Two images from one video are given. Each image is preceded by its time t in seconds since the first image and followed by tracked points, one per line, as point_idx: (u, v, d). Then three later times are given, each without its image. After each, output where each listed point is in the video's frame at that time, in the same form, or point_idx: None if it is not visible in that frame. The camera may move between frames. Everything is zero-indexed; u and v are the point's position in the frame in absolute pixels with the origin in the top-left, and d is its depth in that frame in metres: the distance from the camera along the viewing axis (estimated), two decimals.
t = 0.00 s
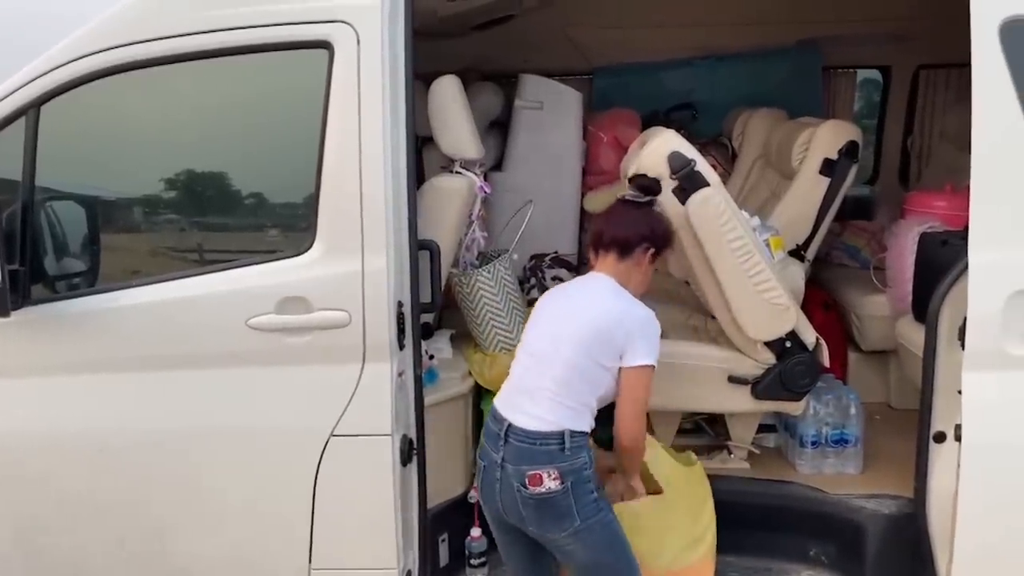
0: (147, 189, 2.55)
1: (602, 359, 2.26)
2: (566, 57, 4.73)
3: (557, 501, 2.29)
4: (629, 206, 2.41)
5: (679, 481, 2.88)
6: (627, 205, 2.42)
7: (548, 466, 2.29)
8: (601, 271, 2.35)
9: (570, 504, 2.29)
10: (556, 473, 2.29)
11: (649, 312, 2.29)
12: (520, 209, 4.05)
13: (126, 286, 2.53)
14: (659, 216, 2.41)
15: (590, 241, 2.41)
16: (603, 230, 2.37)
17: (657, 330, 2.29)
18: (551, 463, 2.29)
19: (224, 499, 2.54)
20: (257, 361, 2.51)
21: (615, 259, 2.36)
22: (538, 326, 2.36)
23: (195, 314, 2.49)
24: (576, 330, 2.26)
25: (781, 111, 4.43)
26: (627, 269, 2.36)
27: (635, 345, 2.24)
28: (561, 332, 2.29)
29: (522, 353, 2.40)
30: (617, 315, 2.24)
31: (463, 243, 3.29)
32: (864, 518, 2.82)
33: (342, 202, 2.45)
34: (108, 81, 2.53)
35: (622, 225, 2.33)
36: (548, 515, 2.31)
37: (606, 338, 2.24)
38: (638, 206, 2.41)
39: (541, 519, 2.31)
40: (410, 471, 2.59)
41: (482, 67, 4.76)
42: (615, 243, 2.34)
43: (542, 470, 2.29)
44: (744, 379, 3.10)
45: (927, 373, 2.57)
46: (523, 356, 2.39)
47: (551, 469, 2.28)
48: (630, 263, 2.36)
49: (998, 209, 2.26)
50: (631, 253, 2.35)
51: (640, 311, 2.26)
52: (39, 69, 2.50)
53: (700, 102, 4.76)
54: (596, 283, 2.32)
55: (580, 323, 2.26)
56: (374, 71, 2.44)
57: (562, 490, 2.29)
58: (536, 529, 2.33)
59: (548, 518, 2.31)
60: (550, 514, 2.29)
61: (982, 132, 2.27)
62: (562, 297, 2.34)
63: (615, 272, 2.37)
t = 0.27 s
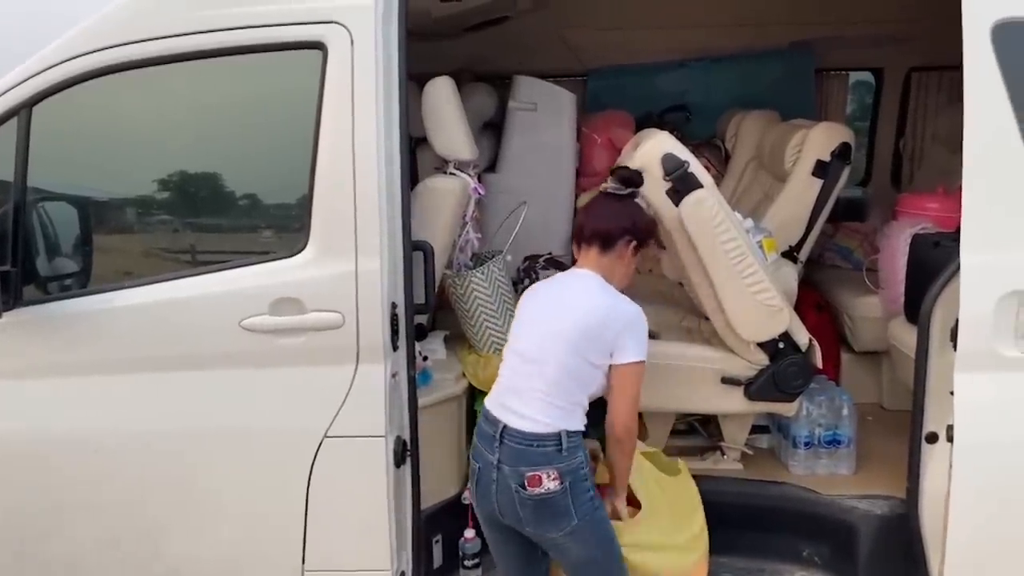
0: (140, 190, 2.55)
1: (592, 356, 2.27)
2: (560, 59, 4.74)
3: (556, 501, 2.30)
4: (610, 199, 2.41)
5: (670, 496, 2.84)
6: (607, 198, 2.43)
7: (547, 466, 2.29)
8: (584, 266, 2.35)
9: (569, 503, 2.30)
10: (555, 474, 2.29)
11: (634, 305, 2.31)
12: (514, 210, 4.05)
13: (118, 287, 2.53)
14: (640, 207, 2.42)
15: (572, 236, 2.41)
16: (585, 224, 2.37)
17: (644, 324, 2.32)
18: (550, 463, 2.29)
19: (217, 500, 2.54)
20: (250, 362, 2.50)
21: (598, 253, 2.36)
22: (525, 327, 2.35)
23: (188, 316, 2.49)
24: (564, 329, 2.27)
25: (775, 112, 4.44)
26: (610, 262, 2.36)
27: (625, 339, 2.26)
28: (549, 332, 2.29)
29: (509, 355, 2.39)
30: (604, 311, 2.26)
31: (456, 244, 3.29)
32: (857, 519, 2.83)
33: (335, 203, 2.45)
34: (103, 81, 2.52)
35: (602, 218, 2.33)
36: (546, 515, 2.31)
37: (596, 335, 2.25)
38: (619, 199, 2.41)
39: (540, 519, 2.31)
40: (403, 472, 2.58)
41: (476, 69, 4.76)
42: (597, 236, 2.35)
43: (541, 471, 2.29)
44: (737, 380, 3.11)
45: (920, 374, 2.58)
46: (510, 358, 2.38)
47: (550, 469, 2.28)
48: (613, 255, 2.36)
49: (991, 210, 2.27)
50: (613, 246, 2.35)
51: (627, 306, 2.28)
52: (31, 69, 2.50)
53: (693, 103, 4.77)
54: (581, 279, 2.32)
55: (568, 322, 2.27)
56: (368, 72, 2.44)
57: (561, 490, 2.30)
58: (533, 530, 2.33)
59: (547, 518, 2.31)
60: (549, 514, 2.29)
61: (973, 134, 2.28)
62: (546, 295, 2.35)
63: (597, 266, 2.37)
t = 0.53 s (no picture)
0: (133, 191, 2.55)
1: (598, 354, 2.32)
2: (553, 61, 4.75)
3: (565, 497, 2.35)
4: (608, 196, 2.45)
5: (672, 499, 2.86)
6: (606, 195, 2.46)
7: (558, 463, 2.34)
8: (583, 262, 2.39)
9: (577, 499, 2.35)
10: (566, 470, 2.34)
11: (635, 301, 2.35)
12: (508, 211, 4.05)
13: (111, 289, 2.52)
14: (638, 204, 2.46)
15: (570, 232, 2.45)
16: (583, 220, 2.41)
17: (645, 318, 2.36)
18: (561, 459, 2.34)
19: (210, 502, 2.53)
20: (243, 364, 2.50)
21: (596, 250, 2.39)
22: (528, 327, 2.39)
23: (181, 318, 2.48)
24: (569, 330, 2.31)
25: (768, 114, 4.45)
26: (608, 259, 2.40)
27: (629, 336, 2.30)
28: (553, 333, 2.32)
29: (512, 356, 2.42)
30: (607, 310, 2.30)
31: (451, 246, 3.30)
32: (850, 520, 2.84)
33: (329, 205, 2.45)
34: (96, 82, 2.52)
35: (600, 216, 2.37)
36: (554, 511, 2.36)
37: (600, 334, 2.29)
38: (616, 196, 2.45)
39: (548, 514, 2.36)
40: (396, 473, 2.58)
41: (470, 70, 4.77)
42: (596, 233, 2.38)
43: (552, 467, 2.34)
44: (730, 381, 3.12)
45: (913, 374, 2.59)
46: (515, 359, 2.42)
47: (560, 465, 2.33)
48: (610, 252, 2.39)
49: (983, 212, 2.28)
50: (611, 243, 2.39)
51: (628, 303, 2.32)
52: (23, 69, 2.48)
53: (686, 105, 4.75)
54: (580, 279, 2.36)
55: (572, 322, 2.30)
56: (362, 73, 2.44)
57: (571, 485, 2.35)
58: (539, 526, 2.38)
59: (555, 513, 2.36)
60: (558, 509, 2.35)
61: (966, 136, 2.29)
62: (547, 296, 2.38)
63: (595, 262, 2.40)
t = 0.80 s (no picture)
0: (127, 193, 2.55)
1: (606, 357, 2.36)
2: (549, 63, 4.75)
3: (572, 497, 2.37)
4: (615, 201, 2.50)
5: (671, 501, 2.87)
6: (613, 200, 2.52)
7: (566, 464, 2.36)
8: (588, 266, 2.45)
9: (584, 499, 2.38)
10: (574, 470, 2.36)
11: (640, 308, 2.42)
12: (503, 213, 4.05)
13: (106, 291, 2.52)
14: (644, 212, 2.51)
15: (576, 234, 2.50)
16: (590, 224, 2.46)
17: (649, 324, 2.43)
18: (569, 460, 2.36)
19: (204, 504, 2.53)
20: (238, 366, 2.50)
21: (600, 254, 2.45)
22: (535, 329, 2.40)
23: (177, 320, 2.47)
24: (580, 333, 2.33)
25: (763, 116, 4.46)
26: (612, 263, 2.46)
27: (637, 341, 2.36)
28: (563, 335, 2.35)
29: (517, 358, 2.43)
30: (617, 315, 2.34)
31: (446, 248, 3.30)
32: (845, 521, 2.84)
33: (324, 207, 2.44)
34: (91, 83, 2.51)
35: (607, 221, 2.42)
36: (561, 511, 2.37)
37: (611, 338, 2.34)
38: (623, 203, 2.50)
39: (555, 515, 2.37)
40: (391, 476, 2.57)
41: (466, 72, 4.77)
42: (602, 238, 2.44)
43: (561, 468, 2.35)
44: (726, 383, 3.13)
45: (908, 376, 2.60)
46: (520, 360, 2.42)
47: (568, 466, 2.35)
48: (615, 257, 2.45)
49: (977, 215, 2.28)
50: (616, 248, 2.44)
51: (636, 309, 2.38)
52: (19, 69, 2.47)
53: (681, 108, 4.75)
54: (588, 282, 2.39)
55: (582, 326, 2.33)
56: (357, 75, 2.43)
57: (578, 486, 2.37)
58: (544, 527, 2.39)
59: (562, 514, 2.37)
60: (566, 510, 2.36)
61: (960, 138, 2.29)
62: (555, 299, 2.40)
63: (599, 266, 2.46)
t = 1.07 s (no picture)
0: (123, 194, 2.54)
1: (610, 359, 2.40)
2: (545, 65, 4.75)
3: (578, 501, 2.38)
4: (612, 206, 2.54)
5: (664, 506, 2.86)
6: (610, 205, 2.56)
7: (574, 467, 2.37)
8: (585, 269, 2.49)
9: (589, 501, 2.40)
10: (582, 473, 2.38)
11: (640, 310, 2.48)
12: (500, 215, 4.06)
13: (102, 293, 2.52)
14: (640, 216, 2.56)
15: (573, 238, 2.54)
16: (588, 229, 2.50)
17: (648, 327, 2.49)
18: (576, 463, 2.38)
19: (199, 507, 2.52)
20: (234, 368, 2.49)
21: (598, 257, 2.49)
22: (538, 332, 2.41)
23: (172, 322, 2.47)
24: (586, 334, 2.36)
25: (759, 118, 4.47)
26: (610, 267, 2.50)
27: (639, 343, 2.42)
28: (569, 337, 2.37)
29: (520, 361, 2.43)
30: (620, 316, 2.39)
31: (442, 250, 3.29)
32: (842, 522, 2.84)
33: (320, 209, 2.44)
34: (87, 85, 2.51)
35: (604, 226, 2.47)
36: (568, 515, 2.38)
37: (616, 339, 2.38)
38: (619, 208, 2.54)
39: (562, 518, 2.38)
40: (387, 478, 2.56)
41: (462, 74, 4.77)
42: (599, 243, 2.48)
43: (568, 471, 2.36)
44: (721, 385, 3.12)
45: (904, 377, 2.60)
46: (523, 363, 2.42)
47: (576, 469, 2.36)
48: (612, 261, 2.49)
49: (972, 217, 2.29)
50: (614, 252, 2.49)
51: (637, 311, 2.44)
52: (18, 69, 2.50)
53: (678, 109, 4.76)
54: (590, 285, 2.43)
55: (588, 327, 2.36)
56: (353, 77, 2.43)
57: (585, 489, 2.39)
58: (549, 531, 2.39)
59: (568, 517, 2.38)
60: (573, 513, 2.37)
61: (955, 140, 2.30)
62: (557, 301, 2.42)
63: (597, 269, 2.50)
